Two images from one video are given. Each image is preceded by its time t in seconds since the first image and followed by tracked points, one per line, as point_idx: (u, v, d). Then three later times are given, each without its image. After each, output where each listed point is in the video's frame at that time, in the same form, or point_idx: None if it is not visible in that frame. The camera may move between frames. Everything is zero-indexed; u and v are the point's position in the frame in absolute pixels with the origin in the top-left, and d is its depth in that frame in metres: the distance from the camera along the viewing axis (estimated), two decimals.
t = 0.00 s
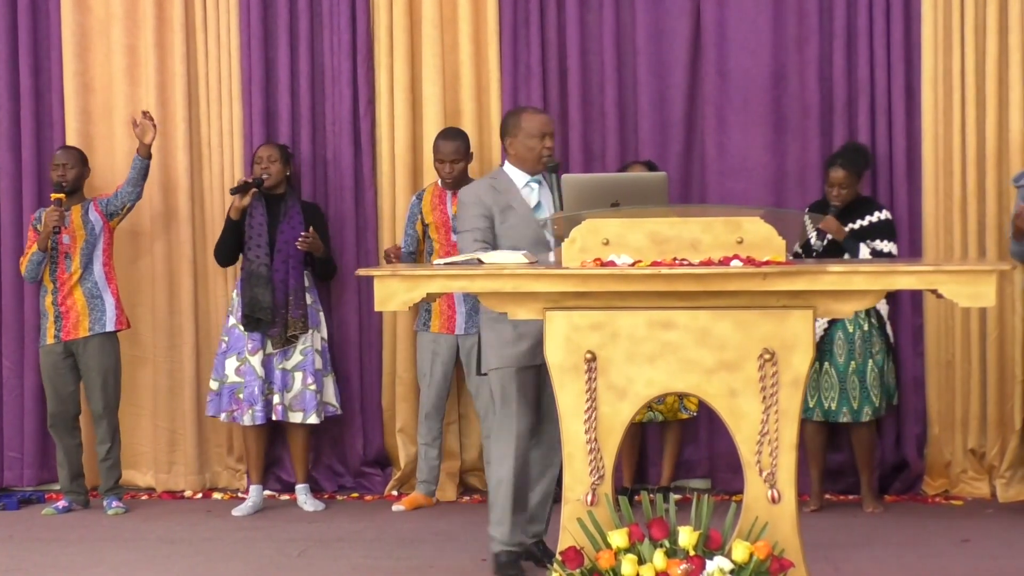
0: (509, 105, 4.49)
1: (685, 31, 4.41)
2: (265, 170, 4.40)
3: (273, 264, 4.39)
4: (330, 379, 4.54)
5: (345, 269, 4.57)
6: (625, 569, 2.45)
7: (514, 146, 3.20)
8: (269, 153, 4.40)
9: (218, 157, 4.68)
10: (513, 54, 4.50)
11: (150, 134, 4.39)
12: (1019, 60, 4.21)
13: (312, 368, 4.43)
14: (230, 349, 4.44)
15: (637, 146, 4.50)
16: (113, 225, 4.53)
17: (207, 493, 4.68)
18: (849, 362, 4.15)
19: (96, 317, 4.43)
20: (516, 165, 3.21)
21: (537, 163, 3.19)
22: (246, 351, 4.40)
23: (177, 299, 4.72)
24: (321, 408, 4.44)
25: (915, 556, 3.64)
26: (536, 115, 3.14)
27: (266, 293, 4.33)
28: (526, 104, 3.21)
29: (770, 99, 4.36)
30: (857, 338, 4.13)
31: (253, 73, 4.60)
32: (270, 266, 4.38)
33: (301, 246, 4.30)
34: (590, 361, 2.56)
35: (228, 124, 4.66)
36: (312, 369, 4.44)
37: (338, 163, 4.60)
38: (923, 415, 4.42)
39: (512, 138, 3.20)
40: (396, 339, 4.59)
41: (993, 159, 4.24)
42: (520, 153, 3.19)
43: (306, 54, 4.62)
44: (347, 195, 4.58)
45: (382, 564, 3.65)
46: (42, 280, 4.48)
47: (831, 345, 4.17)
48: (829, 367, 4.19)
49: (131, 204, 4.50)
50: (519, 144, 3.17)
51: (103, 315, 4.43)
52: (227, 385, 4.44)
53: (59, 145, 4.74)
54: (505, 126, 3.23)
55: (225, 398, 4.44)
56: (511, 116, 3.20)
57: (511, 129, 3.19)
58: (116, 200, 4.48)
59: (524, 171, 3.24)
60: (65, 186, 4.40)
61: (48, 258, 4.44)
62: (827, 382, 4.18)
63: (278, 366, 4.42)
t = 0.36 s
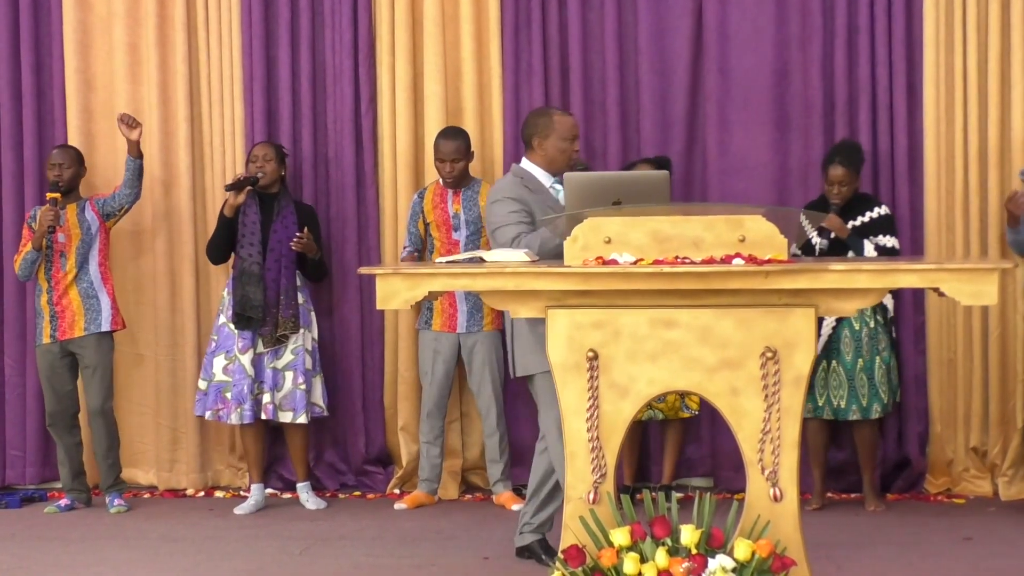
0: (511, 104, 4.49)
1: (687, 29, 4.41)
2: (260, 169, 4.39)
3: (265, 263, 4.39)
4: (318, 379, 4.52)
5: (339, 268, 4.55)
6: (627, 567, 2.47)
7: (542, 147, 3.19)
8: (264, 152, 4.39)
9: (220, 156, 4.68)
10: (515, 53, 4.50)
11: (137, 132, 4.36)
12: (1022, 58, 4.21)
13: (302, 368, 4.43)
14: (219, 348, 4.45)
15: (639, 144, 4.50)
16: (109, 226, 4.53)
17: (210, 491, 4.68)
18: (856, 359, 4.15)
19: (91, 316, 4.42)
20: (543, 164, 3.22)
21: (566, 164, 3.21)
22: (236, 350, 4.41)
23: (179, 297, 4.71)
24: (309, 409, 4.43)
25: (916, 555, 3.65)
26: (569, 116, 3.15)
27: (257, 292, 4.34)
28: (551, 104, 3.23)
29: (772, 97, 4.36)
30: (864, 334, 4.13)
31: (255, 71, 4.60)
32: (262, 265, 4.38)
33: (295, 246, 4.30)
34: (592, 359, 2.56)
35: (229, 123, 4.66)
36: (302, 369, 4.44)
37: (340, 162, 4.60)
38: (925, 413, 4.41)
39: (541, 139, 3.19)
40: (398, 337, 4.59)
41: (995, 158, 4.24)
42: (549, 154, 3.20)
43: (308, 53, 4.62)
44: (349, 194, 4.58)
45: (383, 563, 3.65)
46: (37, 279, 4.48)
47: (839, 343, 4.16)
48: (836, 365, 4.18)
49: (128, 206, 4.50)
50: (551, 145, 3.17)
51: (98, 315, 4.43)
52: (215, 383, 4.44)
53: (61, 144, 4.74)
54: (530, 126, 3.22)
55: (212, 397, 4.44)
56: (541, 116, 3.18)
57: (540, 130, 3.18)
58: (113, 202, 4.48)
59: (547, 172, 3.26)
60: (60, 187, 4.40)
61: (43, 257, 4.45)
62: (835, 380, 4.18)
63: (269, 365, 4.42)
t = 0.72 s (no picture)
0: (511, 103, 4.49)
1: (687, 28, 4.41)
2: (259, 169, 4.39)
3: (266, 262, 4.40)
4: (319, 377, 4.52)
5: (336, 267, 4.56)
6: (626, 566, 2.47)
7: (577, 141, 3.19)
8: (264, 151, 4.39)
9: (219, 154, 4.68)
10: (514, 51, 4.50)
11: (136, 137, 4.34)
12: (1020, 57, 4.22)
13: (304, 366, 4.43)
14: (221, 346, 4.45)
15: (639, 143, 4.49)
16: (110, 223, 4.52)
17: (209, 490, 4.68)
18: (872, 356, 4.16)
19: (95, 314, 4.43)
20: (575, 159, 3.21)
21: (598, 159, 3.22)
22: (237, 348, 4.41)
23: (178, 297, 4.71)
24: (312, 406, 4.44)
25: (914, 553, 3.65)
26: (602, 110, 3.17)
27: (259, 291, 4.34)
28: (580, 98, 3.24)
29: (771, 96, 4.37)
30: (879, 330, 4.16)
31: (254, 71, 4.60)
32: (263, 264, 4.39)
33: (295, 247, 4.31)
34: (591, 357, 2.56)
35: (229, 121, 4.66)
36: (304, 367, 4.44)
37: (339, 161, 4.60)
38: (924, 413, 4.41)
39: (574, 133, 3.18)
40: (397, 336, 4.59)
41: (995, 157, 4.24)
42: (582, 149, 3.19)
43: (307, 52, 4.62)
44: (349, 193, 4.58)
45: (382, 562, 3.64)
46: (41, 277, 4.48)
47: (853, 341, 4.16)
48: (852, 363, 4.18)
49: (125, 203, 4.49)
50: (586, 139, 3.17)
51: (102, 313, 4.43)
52: (217, 381, 4.44)
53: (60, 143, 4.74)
54: (563, 120, 3.20)
55: (213, 395, 4.44)
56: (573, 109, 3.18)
57: (575, 124, 3.17)
58: (110, 198, 4.46)
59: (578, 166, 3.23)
60: (62, 185, 4.41)
61: (45, 254, 4.45)
62: (852, 377, 4.17)
63: (271, 364, 4.42)
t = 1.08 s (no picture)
0: (501, 103, 4.48)
1: (677, 29, 4.41)
2: (256, 169, 4.38)
3: (268, 262, 4.40)
4: (321, 377, 4.51)
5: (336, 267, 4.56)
6: (616, 566, 2.48)
7: (603, 138, 3.11)
8: (261, 152, 4.37)
9: (209, 154, 4.67)
10: (505, 51, 4.49)
11: (140, 137, 4.31)
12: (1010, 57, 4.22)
13: (308, 365, 4.43)
14: (225, 347, 4.44)
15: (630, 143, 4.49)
16: (109, 221, 4.51)
17: (199, 491, 4.67)
18: (875, 353, 4.23)
19: (95, 314, 4.42)
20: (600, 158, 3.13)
21: (623, 157, 3.14)
22: (241, 349, 4.41)
23: (168, 297, 4.70)
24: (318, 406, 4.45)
25: (904, 553, 3.66)
26: (628, 106, 3.11)
27: (263, 293, 4.36)
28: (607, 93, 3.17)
29: (761, 96, 4.37)
30: (878, 328, 4.25)
31: (244, 70, 4.59)
32: (266, 265, 4.39)
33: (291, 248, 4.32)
34: (582, 358, 2.56)
35: (219, 121, 4.65)
36: (309, 366, 4.44)
37: (330, 161, 4.59)
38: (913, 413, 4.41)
39: (599, 129, 3.11)
40: (387, 336, 4.59)
41: (984, 157, 4.25)
42: (608, 146, 3.12)
43: (297, 52, 4.61)
44: (339, 193, 4.58)
45: (372, 562, 3.64)
46: (42, 278, 4.46)
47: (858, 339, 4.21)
48: (862, 364, 4.21)
49: (123, 201, 4.47)
50: (611, 136, 3.10)
51: (102, 312, 4.43)
52: (222, 382, 4.43)
53: (50, 144, 4.73)
54: (586, 117, 3.13)
55: (218, 396, 4.44)
56: (600, 105, 3.11)
57: (601, 120, 3.09)
58: (108, 197, 4.44)
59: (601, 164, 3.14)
60: (59, 183, 4.40)
61: (46, 255, 4.43)
62: (863, 377, 4.19)
63: (277, 364, 4.42)
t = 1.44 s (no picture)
0: (474, 104, 4.49)
1: (650, 29, 4.42)
2: (238, 172, 4.35)
3: (254, 265, 4.39)
4: (315, 374, 4.55)
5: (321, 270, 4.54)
6: (589, 566, 2.48)
7: (599, 137, 3.13)
8: (242, 154, 4.34)
9: (181, 154, 4.65)
10: (478, 51, 4.49)
11: (120, 134, 4.31)
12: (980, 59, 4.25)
13: (297, 365, 4.44)
14: (212, 348, 4.41)
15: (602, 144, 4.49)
16: (87, 222, 4.48)
17: (171, 493, 4.65)
18: (851, 353, 4.25)
19: (74, 315, 4.40)
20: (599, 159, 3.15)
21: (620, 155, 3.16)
22: (229, 350, 4.39)
23: (140, 298, 4.68)
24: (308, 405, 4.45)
25: (878, 551, 3.68)
26: (622, 103, 3.14)
27: (249, 296, 4.35)
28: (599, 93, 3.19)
29: (734, 97, 4.38)
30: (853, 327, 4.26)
31: (217, 70, 4.58)
32: (251, 268, 4.38)
33: (268, 253, 4.22)
34: (554, 359, 2.56)
35: (192, 121, 4.64)
36: (297, 366, 4.45)
37: (303, 160, 4.59)
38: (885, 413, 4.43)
39: (596, 129, 3.13)
40: (361, 337, 4.58)
41: (955, 158, 4.27)
42: (605, 144, 3.13)
43: (270, 52, 4.60)
44: (312, 193, 4.57)
45: (347, 563, 3.64)
46: (21, 279, 4.44)
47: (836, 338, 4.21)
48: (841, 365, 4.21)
49: (101, 201, 4.44)
50: (609, 134, 3.12)
51: (81, 313, 4.40)
52: (211, 384, 4.40)
53: (21, 144, 4.70)
54: (581, 117, 3.15)
55: (207, 398, 4.40)
56: (594, 104, 3.14)
57: (597, 119, 3.12)
58: (87, 197, 4.42)
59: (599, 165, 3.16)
60: (37, 184, 4.37)
61: (24, 256, 4.41)
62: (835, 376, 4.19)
63: (265, 365, 4.41)
